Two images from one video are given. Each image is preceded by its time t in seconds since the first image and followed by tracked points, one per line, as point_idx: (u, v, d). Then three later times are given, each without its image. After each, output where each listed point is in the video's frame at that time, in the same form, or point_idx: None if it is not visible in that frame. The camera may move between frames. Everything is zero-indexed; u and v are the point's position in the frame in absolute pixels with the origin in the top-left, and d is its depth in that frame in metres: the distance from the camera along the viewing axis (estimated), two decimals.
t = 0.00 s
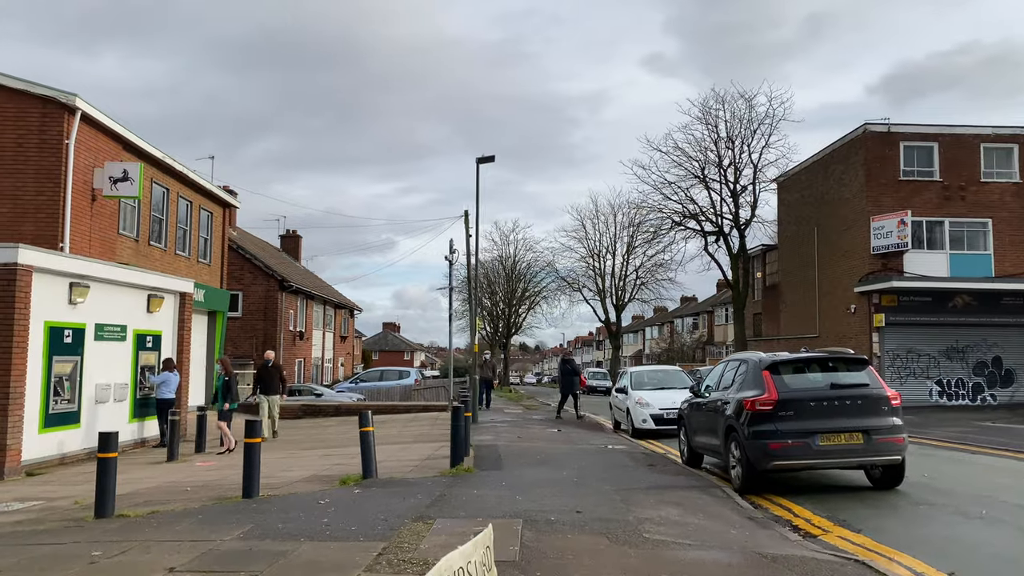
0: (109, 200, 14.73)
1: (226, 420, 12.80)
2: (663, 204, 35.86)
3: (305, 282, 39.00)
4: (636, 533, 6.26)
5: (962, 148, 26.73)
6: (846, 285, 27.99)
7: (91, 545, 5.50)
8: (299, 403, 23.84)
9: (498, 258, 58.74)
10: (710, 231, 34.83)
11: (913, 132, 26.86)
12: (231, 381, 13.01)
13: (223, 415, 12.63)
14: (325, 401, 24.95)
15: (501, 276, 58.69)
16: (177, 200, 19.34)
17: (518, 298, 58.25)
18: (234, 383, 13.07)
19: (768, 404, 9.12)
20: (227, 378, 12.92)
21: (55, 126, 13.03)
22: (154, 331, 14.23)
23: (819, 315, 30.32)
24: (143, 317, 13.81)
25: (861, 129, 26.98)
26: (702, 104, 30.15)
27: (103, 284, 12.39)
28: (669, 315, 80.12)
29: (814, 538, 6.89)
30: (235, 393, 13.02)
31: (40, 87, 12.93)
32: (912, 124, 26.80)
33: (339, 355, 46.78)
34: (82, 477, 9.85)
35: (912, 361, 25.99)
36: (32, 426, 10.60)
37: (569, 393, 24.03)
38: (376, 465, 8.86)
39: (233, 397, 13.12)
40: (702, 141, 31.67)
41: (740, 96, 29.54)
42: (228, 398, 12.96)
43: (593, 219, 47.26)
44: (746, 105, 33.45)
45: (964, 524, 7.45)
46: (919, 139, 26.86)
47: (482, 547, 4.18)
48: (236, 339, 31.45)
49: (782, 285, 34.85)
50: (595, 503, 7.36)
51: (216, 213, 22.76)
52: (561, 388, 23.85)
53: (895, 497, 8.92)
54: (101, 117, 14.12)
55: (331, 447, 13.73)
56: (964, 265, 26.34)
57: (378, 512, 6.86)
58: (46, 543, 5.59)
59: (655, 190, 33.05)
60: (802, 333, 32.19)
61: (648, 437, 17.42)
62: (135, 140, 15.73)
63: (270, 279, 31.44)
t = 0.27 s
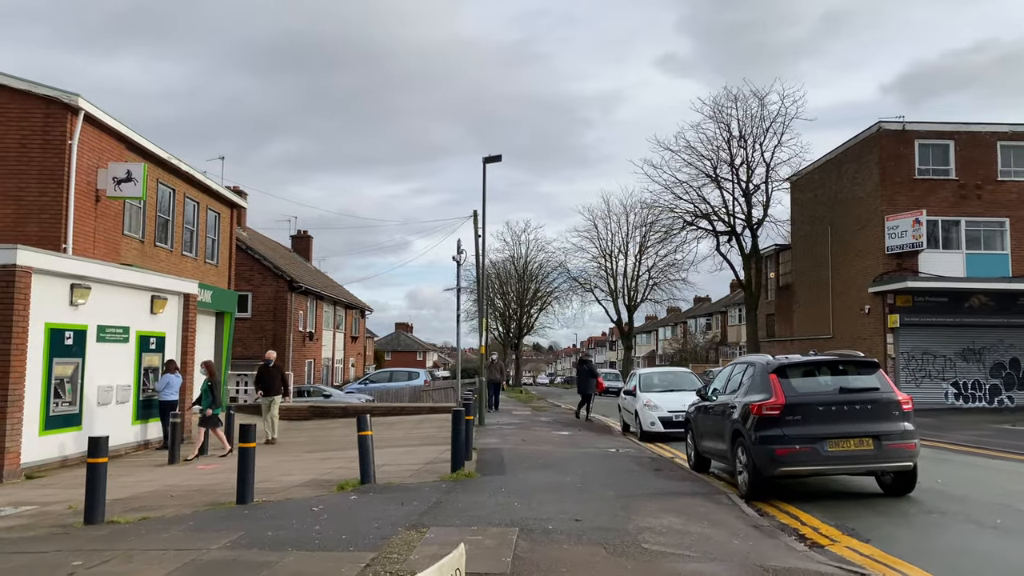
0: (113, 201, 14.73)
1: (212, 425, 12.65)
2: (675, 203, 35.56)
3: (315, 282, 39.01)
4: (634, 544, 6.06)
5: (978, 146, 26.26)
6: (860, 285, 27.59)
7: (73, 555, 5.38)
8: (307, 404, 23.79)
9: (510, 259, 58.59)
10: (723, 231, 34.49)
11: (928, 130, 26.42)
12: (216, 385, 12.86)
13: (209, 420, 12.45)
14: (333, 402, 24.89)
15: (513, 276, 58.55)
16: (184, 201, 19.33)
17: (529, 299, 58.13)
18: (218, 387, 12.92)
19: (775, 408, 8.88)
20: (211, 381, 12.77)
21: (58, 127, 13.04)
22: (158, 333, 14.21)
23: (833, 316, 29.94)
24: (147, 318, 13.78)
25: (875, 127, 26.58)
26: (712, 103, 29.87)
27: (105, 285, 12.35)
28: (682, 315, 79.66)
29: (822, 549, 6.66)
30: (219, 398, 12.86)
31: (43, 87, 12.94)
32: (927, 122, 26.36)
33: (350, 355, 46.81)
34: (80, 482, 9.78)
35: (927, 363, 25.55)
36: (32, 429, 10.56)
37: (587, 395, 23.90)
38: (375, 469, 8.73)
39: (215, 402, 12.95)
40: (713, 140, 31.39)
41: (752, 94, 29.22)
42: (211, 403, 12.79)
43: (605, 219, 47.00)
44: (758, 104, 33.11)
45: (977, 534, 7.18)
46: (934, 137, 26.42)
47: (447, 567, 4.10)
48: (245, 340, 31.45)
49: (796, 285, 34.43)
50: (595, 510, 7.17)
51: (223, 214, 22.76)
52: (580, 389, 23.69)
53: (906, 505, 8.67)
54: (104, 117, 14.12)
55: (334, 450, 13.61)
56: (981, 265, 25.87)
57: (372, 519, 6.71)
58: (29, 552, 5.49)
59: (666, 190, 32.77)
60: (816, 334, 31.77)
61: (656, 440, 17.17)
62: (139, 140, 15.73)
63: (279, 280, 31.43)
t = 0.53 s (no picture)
0: (117, 200, 14.77)
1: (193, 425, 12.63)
2: (685, 203, 35.28)
3: (325, 282, 39.03)
4: (633, 551, 5.88)
5: (994, 143, 25.82)
6: (873, 285, 27.20)
7: (58, 560, 5.29)
8: (314, 404, 23.73)
9: (521, 259, 58.42)
10: (734, 230, 34.18)
11: (943, 127, 26.01)
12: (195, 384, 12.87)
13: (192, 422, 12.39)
14: (340, 402, 24.83)
15: (524, 276, 58.38)
16: (190, 200, 19.34)
17: (541, 298, 57.95)
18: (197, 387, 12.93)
19: (782, 411, 8.67)
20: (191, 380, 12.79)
21: (60, 126, 13.05)
22: (162, 333, 14.17)
23: (846, 316, 29.57)
24: (150, 319, 13.75)
25: (888, 124, 26.23)
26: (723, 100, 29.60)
27: (106, 285, 12.30)
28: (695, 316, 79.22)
29: (828, 557, 6.46)
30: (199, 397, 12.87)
31: (46, 86, 12.96)
32: (941, 119, 25.95)
33: (360, 355, 46.81)
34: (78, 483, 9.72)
35: (942, 364, 25.14)
36: (32, 430, 10.51)
37: (603, 395, 23.61)
38: (373, 472, 8.60)
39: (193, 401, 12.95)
40: (724, 139, 31.12)
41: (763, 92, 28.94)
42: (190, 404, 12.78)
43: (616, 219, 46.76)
44: (770, 101, 32.78)
45: (991, 541, 6.95)
46: (949, 134, 26.01)
47: None
48: (254, 340, 31.47)
49: (808, 285, 34.03)
50: (594, 516, 7.00)
51: (230, 213, 22.75)
52: (595, 391, 23.41)
53: (917, 510, 8.43)
54: (108, 116, 14.14)
55: (337, 451, 13.49)
56: (997, 264, 25.42)
57: (366, 524, 6.58)
58: (14, 557, 5.40)
59: (677, 189, 32.51)
60: (829, 334, 31.39)
61: (664, 442, 16.95)
62: (144, 139, 15.73)
63: (288, 280, 31.42)
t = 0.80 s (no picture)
0: (118, 198, 14.69)
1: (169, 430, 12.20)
2: (696, 201, 34.95)
3: (333, 281, 38.94)
4: (629, 557, 5.68)
5: (1009, 139, 25.38)
6: (886, 283, 26.80)
7: (36, 565, 5.17)
8: (319, 404, 23.64)
9: (531, 258, 58.21)
10: (744, 229, 33.83)
11: (956, 123, 25.59)
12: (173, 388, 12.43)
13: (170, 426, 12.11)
14: (347, 402, 24.73)
15: (534, 275, 58.16)
16: (194, 199, 19.27)
17: (551, 298, 57.71)
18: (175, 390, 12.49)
19: (788, 411, 8.44)
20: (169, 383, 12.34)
21: (60, 123, 13.00)
22: (162, 332, 14.09)
23: (858, 315, 29.19)
24: (150, 317, 13.67)
25: (901, 121, 25.84)
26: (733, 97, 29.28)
27: (104, 283, 12.21)
28: (706, 315, 78.72)
29: (833, 563, 6.23)
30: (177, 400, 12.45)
31: (46, 83, 12.93)
32: (955, 115, 25.53)
33: (369, 355, 46.77)
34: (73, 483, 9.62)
35: (956, 363, 24.73)
36: (28, 430, 10.44)
37: (616, 396, 23.36)
38: (369, 474, 8.44)
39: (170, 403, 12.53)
40: (735, 136, 30.79)
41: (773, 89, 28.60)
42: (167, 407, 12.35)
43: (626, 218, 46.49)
44: (781, 98, 32.39)
45: (1002, 547, 6.70)
46: (962, 131, 25.59)
47: None
48: (261, 339, 31.41)
49: (820, 283, 33.62)
50: (591, 519, 6.81)
51: (235, 212, 22.68)
52: (608, 391, 23.15)
53: (928, 514, 8.17)
54: (109, 114, 14.06)
55: (338, 452, 13.34)
56: (1012, 262, 24.98)
57: (356, 528, 6.41)
58: None
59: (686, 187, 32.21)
60: (841, 333, 30.99)
61: (670, 442, 16.72)
62: (147, 137, 15.68)
63: (295, 279, 31.37)
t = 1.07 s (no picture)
0: (120, 198, 14.63)
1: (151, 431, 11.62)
2: (705, 200, 34.64)
3: (341, 281, 38.89)
4: (627, 569, 5.47)
5: None
6: (898, 283, 26.42)
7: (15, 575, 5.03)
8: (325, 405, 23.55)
9: (540, 258, 57.97)
10: (755, 228, 33.50)
11: (970, 121, 25.17)
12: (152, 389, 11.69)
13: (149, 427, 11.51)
14: (353, 403, 24.63)
15: (543, 275, 57.96)
16: (198, 199, 19.21)
17: (560, 297, 57.51)
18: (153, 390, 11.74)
19: (794, 416, 8.21)
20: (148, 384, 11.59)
21: (61, 122, 12.94)
22: (164, 333, 14.02)
23: (870, 315, 28.82)
24: (152, 318, 13.60)
25: (913, 119, 25.46)
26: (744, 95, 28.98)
27: (104, 284, 12.14)
28: (717, 315, 78.31)
29: None
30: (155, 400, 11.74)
31: (46, 83, 12.88)
32: (969, 112, 25.10)
33: (377, 355, 46.73)
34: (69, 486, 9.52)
35: (970, 364, 24.33)
36: (26, 433, 10.37)
37: (629, 398, 23.18)
38: (365, 479, 8.28)
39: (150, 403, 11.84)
40: (745, 134, 30.46)
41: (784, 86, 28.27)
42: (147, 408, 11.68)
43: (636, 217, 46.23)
44: (792, 96, 32.03)
45: (1017, 558, 6.45)
46: (976, 128, 25.18)
47: None
48: (268, 339, 31.37)
49: (831, 283, 33.20)
50: (589, 528, 6.61)
51: (240, 212, 22.62)
52: (621, 395, 23.00)
53: (939, 523, 7.93)
54: (110, 113, 14.01)
55: (340, 455, 13.20)
56: None
57: (346, 536, 6.26)
58: None
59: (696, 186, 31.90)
60: (852, 334, 30.60)
61: (677, 445, 16.48)
62: (149, 137, 15.62)
63: (302, 279, 31.32)
